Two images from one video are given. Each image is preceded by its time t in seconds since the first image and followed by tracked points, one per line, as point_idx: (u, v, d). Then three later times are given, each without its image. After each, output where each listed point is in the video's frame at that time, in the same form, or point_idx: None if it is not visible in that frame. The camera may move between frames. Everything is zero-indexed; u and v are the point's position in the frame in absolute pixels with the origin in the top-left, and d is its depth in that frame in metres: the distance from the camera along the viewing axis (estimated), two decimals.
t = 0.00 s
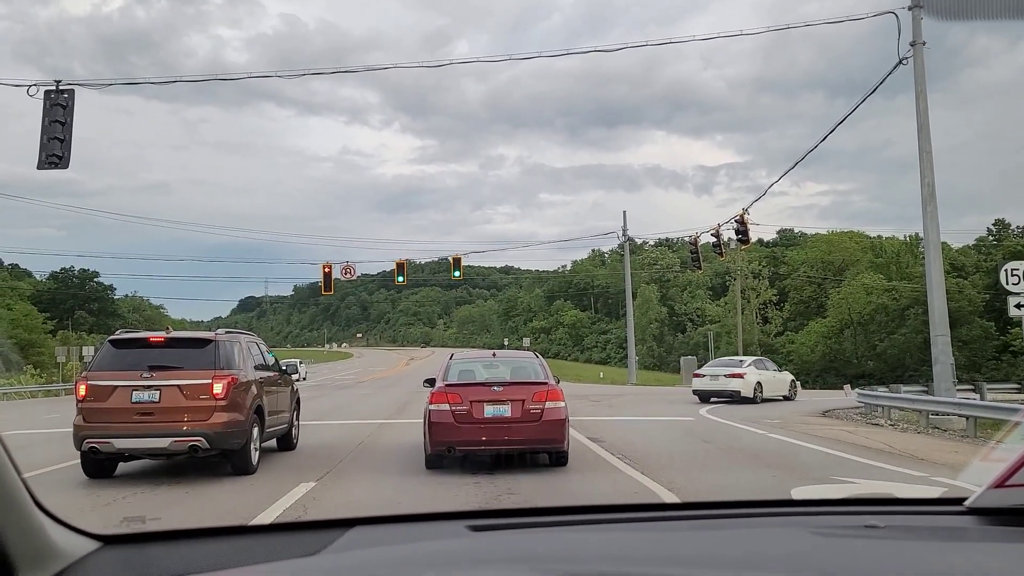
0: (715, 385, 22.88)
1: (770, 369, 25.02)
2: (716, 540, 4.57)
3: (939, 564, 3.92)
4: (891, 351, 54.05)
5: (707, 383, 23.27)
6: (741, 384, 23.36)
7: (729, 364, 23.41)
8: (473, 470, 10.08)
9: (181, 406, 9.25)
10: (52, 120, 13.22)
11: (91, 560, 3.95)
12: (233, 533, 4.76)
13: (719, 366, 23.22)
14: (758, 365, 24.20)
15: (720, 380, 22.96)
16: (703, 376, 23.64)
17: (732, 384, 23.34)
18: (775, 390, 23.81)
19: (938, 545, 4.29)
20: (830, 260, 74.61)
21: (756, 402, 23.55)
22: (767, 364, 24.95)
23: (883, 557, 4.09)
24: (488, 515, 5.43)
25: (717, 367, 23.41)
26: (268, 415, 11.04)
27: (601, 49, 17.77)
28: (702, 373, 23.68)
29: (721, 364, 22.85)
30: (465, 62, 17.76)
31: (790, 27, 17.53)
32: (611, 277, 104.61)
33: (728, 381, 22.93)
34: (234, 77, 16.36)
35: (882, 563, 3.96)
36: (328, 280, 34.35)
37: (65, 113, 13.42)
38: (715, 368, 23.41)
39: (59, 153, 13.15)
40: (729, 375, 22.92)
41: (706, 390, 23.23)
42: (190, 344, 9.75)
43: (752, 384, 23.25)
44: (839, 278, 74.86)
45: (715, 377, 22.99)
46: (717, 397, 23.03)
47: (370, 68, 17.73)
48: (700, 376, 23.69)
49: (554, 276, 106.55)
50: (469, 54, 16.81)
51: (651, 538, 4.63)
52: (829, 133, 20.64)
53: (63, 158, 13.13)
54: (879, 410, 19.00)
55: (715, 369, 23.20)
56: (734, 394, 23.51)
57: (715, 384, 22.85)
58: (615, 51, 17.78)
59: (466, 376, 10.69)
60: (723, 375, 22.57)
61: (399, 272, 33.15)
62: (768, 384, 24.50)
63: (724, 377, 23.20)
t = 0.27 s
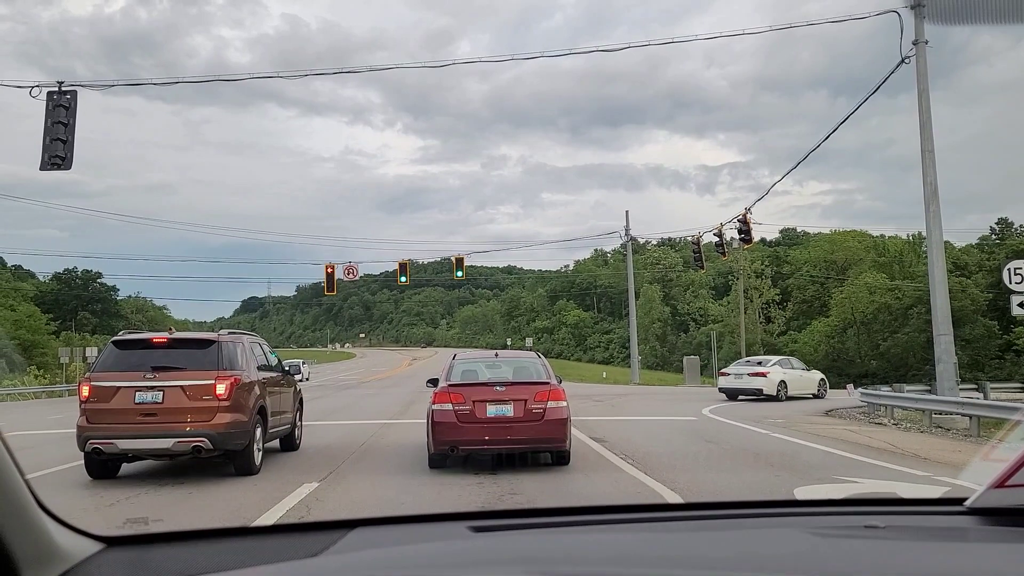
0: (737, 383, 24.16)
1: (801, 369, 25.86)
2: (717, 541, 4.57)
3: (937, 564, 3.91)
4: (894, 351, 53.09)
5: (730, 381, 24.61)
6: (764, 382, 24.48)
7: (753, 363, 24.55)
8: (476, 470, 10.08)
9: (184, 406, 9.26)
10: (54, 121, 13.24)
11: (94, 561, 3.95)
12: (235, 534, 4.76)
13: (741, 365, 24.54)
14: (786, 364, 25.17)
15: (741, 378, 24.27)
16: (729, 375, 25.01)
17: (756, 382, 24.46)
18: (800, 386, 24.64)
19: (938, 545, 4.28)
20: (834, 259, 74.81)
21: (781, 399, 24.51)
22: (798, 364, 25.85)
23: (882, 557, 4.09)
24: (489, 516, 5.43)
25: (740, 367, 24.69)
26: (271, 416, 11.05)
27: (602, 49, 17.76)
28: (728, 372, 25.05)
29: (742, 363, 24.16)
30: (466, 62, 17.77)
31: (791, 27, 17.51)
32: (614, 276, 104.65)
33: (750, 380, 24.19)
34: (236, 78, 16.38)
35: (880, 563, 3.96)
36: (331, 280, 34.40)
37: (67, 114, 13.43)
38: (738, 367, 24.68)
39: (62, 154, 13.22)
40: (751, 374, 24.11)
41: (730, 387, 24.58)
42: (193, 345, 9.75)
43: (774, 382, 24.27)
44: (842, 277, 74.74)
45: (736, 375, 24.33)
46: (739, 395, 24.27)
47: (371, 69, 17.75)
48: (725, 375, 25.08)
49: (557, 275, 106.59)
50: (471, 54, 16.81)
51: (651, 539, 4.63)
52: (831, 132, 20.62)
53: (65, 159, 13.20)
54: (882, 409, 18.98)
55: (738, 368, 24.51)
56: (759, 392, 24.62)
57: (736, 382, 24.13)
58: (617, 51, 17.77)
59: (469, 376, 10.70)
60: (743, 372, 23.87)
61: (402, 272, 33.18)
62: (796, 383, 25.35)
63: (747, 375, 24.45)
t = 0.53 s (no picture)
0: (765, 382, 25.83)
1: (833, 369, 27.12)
2: (714, 539, 4.57)
3: (932, 562, 3.91)
4: (895, 350, 51.62)
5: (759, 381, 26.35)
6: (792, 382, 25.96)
7: (781, 364, 26.16)
8: (477, 470, 10.08)
9: (185, 407, 9.28)
10: (54, 122, 13.25)
11: (97, 560, 3.96)
12: (238, 534, 4.76)
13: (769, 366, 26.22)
14: (816, 365, 26.55)
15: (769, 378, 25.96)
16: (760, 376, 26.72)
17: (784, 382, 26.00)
18: (828, 385, 25.94)
19: (934, 543, 4.28)
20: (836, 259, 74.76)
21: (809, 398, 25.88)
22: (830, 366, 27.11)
23: (878, 555, 4.08)
24: (489, 515, 5.43)
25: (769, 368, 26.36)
26: (271, 417, 11.06)
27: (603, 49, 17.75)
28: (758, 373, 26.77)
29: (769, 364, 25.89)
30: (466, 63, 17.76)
31: (791, 27, 17.51)
32: (615, 277, 104.53)
33: (778, 379, 25.86)
34: (236, 80, 16.41)
35: (876, 560, 3.96)
36: (332, 282, 34.43)
37: (67, 115, 13.45)
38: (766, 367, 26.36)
39: (61, 155, 13.23)
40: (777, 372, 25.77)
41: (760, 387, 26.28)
42: (194, 346, 9.77)
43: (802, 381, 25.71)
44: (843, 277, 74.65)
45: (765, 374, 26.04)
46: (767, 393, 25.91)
47: (371, 70, 17.77)
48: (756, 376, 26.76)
49: (558, 276, 106.68)
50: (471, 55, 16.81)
51: (649, 537, 4.63)
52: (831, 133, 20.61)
53: (65, 160, 13.21)
54: (883, 409, 18.96)
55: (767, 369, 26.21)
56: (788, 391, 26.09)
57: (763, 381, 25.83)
58: (617, 52, 17.77)
59: (470, 377, 10.70)
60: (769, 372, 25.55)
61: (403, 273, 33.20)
62: (827, 383, 26.57)
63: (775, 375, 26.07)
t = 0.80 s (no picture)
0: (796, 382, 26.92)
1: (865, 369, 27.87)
2: (712, 538, 4.56)
3: (929, 559, 3.90)
4: (894, 351, 51.58)
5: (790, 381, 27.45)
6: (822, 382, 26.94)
7: (812, 365, 27.21)
8: (477, 472, 10.06)
9: (184, 411, 9.27)
10: (52, 126, 13.25)
11: (95, 562, 3.95)
12: (236, 535, 4.75)
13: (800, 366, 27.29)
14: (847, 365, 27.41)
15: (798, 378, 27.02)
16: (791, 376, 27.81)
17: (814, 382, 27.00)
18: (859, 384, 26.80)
19: (932, 540, 4.27)
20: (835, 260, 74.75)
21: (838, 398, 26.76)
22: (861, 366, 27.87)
23: (875, 553, 4.08)
24: (487, 516, 5.42)
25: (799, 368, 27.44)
26: (270, 420, 11.05)
27: (602, 51, 17.76)
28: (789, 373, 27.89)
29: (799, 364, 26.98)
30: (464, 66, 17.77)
31: (789, 29, 17.52)
32: (614, 279, 104.47)
33: (808, 379, 26.94)
34: (234, 83, 16.40)
35: (873, 558, 3.95)
36: (331, 285, 34.40)
37: (66, 119, 13.45)
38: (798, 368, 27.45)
39: (60, 159, 13.20)
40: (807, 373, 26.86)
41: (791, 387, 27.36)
42: (193, 350, 9.76)
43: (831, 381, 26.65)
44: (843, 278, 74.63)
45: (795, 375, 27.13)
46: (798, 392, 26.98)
47: (370, 73, 17.79)
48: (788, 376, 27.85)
49: (557, 278, 106.68)
50: (469, 56, 16.81)
51: (647, 536, 4.61)
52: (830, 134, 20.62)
53: (63, 164, 13.19)
54: (883, 409, 18.94)
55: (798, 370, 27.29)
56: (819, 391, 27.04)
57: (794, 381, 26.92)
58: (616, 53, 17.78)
59: (470, 379, 10.69)
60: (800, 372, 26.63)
61: (402, 276, 33.17)
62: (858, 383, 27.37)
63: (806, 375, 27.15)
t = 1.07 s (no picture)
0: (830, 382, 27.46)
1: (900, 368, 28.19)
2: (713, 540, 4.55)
3: (931, 561, 3.89)
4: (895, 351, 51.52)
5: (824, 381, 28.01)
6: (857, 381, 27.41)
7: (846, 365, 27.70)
8: (478, 474, 10.05)
9: (183, 415, 9.26)
10: (51, 129, 13.24)
11: (96, 567, 3.95)
12: (237, 540, 4.75)
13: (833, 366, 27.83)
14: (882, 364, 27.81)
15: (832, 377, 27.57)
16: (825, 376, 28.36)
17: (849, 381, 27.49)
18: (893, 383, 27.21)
19: (934, 542, 4.26)
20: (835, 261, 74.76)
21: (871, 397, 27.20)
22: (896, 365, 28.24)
23: (877, 554, 4.07)
24: (488, 518, 5.42)
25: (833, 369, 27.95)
26: (270, 424, 11.04)
27: (601, 53, 17.77)
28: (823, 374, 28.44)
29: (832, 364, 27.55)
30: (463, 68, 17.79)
31: (788, 29, 17.52)
32: (614, 280, 104.42)
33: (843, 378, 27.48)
34: (233, 86, 16.40)
35: (874, 560, 3.95)
36: (330, 288, 34.38)
37: (64, 123, 13.44)
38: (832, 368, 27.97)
39: (58, 162, 13.19)
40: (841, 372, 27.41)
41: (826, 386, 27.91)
42: (192, 354, 9.75)
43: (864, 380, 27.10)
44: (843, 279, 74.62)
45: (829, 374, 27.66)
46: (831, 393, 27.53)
47: (369, 75, 17.80)
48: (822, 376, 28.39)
49: (557, 280, 106.69)
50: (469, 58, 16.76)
51: (649, 539, 4.60)
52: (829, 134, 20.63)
53: (61, 168, 13.17)
54: (885, 411, 18.93)
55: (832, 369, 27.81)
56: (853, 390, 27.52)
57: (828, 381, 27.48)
58: (615, 55, 17.79)
59: (470, 381, 10.68)
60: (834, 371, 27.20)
61: (402, 278, 33.15)
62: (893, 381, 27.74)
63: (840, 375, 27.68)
